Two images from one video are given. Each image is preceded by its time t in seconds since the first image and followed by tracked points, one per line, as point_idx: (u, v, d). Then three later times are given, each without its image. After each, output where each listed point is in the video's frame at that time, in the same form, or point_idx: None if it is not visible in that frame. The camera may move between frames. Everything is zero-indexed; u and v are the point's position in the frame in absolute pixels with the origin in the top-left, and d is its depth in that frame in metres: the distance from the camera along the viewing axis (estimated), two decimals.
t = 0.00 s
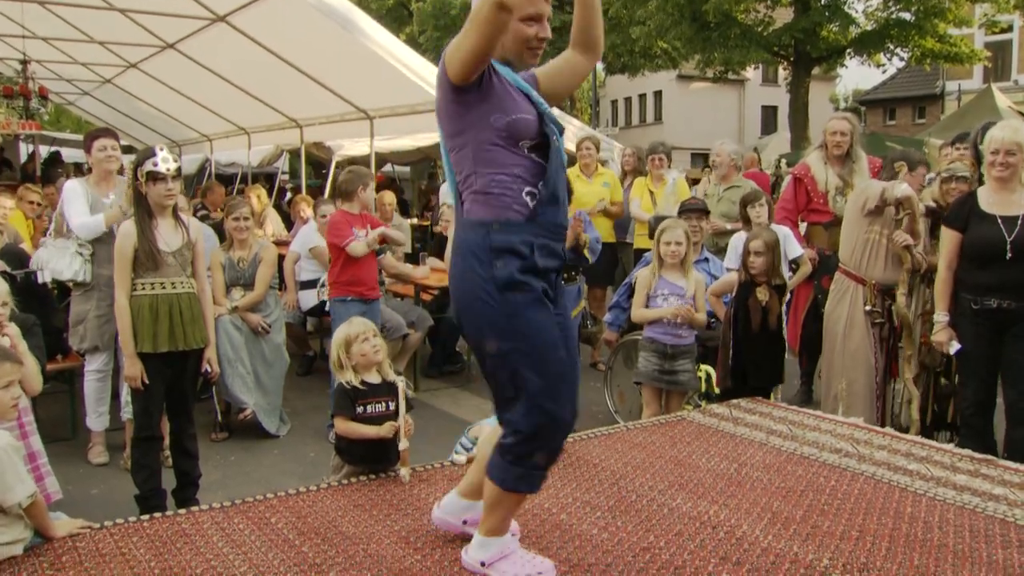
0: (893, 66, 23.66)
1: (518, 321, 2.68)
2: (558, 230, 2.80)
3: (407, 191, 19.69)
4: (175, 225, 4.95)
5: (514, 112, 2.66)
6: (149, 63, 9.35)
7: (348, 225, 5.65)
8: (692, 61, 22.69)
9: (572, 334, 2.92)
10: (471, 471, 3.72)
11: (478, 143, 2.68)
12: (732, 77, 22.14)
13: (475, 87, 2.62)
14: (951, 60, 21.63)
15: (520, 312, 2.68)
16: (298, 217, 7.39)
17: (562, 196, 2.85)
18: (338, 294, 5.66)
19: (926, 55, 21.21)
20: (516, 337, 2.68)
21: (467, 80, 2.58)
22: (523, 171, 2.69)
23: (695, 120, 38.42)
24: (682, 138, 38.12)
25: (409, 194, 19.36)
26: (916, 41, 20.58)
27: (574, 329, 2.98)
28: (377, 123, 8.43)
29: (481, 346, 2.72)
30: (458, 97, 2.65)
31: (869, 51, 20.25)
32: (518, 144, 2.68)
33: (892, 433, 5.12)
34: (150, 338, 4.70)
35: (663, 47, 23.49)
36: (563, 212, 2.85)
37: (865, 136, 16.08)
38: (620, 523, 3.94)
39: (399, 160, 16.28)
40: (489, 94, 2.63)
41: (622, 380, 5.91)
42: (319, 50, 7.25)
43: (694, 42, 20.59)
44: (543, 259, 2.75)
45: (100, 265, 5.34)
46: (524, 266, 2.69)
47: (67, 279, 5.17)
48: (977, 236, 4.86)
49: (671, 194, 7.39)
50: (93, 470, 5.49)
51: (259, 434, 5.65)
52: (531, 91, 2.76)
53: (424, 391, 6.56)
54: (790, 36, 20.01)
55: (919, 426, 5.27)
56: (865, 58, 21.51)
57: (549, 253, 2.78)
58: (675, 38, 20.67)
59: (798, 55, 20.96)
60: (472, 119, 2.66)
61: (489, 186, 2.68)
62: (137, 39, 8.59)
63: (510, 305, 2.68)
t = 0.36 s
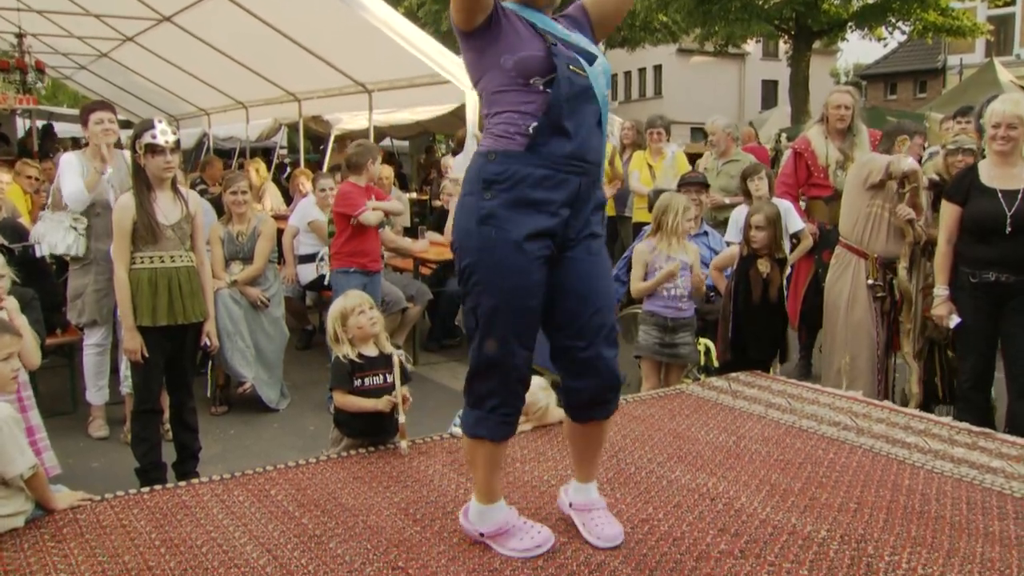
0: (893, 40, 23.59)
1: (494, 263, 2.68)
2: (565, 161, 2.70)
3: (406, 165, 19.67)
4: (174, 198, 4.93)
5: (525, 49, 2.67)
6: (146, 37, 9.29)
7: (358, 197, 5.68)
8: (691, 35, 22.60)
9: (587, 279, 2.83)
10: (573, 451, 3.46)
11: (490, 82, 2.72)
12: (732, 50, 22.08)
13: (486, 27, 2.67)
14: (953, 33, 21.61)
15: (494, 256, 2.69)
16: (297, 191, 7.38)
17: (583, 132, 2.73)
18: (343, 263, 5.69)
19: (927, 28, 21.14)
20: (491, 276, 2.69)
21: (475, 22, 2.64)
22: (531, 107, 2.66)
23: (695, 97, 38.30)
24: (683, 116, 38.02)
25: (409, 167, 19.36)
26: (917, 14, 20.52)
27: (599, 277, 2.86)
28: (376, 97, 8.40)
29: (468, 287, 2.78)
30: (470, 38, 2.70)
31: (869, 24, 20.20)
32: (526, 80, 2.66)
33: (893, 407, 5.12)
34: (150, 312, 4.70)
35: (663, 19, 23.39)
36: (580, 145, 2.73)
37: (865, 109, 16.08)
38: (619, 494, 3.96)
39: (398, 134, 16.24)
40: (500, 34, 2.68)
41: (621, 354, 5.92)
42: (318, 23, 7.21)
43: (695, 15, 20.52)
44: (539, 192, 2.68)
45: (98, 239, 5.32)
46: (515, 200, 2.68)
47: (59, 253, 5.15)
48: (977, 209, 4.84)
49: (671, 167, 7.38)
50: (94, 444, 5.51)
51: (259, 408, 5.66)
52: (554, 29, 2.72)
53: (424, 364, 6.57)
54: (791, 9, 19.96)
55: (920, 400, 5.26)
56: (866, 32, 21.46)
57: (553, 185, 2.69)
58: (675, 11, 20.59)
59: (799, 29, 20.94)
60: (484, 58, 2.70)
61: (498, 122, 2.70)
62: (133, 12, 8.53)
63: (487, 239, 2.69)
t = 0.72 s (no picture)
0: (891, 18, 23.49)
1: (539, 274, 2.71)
2: (581, 186, 2.70)
3: (403, 142, 19.63)
4: (168, 173, 4.90)
5: (526, 74, 2.62)
6: (139, 12, 9.22)
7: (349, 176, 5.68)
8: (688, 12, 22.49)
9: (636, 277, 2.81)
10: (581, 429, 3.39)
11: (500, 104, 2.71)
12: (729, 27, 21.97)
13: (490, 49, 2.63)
14: (951, 10, 21.59)
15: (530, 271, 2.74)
16: (292, 168, 7.34)
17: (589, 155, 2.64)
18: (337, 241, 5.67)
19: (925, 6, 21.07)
20: (536, 287, 2.71)
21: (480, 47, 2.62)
22: (529, 135, 2.66)
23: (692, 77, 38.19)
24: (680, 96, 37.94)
25: (405, 144, 19.32)
26: None
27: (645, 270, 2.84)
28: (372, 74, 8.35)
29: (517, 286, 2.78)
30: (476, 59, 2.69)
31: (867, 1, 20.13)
32: (524, 107, 2.64)
33: (887, 383, 5.13)
34: (144, 288, 4.69)
35: None
36: (595, 166, 2.67)
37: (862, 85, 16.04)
38: (615, 469, 3.97)
39: (394, 111, 16.18)
40: (504, 56, 2.64)
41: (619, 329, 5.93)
42: None
43: None
44: (558, 216, 2.71)
45: (93, 216, 5.33)
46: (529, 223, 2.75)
47: (60, 231, 5.13)
48: (978, 184, 4.83)
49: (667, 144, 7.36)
50: (91, 421, 5.50)
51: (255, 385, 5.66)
52: (557, 45, 2.60)
53: (420, 341, 6.57)
54: None
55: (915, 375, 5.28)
56: (863, 9, 21.38)
57: (568, 209, 2.71)
58: None
59: (797, 5, 20.92)
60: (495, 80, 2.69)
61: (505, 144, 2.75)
62: None
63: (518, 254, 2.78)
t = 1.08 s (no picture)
0: (887, 16, 23.52)
1: (562, 262, 2.63)
2: (606, 147, 2.66)
3: (399, 140, 19.65)
4: (163, 172, 4.89)
5: (556, 28, 2.57)
6: (135, 10, 9.20)
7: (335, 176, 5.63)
8: (685, 10, 22.46)
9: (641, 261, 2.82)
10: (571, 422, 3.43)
11: (524, 62, 2.64)
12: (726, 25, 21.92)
13: None
14: (946, 8, 21.68)
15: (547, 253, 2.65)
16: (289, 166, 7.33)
17: (614, 114, 2.64)
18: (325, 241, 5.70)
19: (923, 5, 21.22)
20: (554, 277, 2.66)
21: None
22: (560, 91, 2.60)
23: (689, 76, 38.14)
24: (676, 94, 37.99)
25: (402, 142, 19.34)
26: None
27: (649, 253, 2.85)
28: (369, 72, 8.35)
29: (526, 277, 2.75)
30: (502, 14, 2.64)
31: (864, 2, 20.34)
32: (555, 61, 2.59)
33: (884, 381, 5.15)
34: (140, 286, 4.69)
35: None
36: (618, 128, 2.67)
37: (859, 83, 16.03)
38: (612, 467, 3.97)
39: (391, 109, 16.18)
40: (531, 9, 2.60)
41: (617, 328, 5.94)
42: None
43: None
44: (580, 181, 2.65)
45: (89, 214, 5.29)
46: (556, 190, 2.65)
47: (50, 228, 5.13)
48: (988, 186, 4.83)
49: (664, 142, 7.36)
50: (88, 419, 5.51)
51: (252, 385, 5.66)
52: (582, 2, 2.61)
53: (417, 339, 6.57)
54: None
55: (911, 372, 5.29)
56: (860, 7, 21.46)
57: (593, 174, 2.66)
58: None
59: (793, 3, 20.97)
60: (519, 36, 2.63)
61: (530, 105, 2.66)
62: None
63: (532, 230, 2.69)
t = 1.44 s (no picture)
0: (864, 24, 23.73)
1: (537, 292, 2.63)
2: (582, 173, 2.66)
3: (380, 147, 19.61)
4: (140, 180, 4.86)
5: (529, 45, 2.57)
6: (113, 17, 9.15)
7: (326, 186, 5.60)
8: (664, 17, 22.57)
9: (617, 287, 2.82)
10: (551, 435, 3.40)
11: (494, 78, 2.64)
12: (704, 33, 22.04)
13: (490, 16, 2.57)
14: (923, 16, 21.90)
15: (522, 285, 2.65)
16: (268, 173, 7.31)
17: (588, 138, 2.66)
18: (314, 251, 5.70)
19: (899, 13, 21.48)
20: (533, 303, 2.64)
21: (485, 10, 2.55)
22: (532, 108, 2.61)
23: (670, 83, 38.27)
24: (658, 100, 38.11)
25: (382, 149, 19.29)
26: None
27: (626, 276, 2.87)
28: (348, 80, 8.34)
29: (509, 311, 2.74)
30: (472, 27, 2.61)
31: (841, 8, 20.55)
32: (528, 80, 2.60)
33: (859, 387, 5.17)
34: (117, 296, 4.66)
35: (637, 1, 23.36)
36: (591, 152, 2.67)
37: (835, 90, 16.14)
38: (591, 474, 3.97)
39: (371, 116, 16.16)
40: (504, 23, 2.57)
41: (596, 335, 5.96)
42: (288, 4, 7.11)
43: None
44: (553, 208, 2.65)
45: (66, 222, 5.26)
46: (528, 218, 2.65)
47: (32, 238, 5.06)
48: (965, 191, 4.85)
49: (643, 150, 7.40)
50: (64, 429, 5.46)
51: (231, 394, 5.62)
52: (558, 22, 2.63)
53: (397, 347, 6.55)
54: None
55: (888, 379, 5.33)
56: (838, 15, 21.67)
57: (568, 200, 2.66)
58: None
59: (772, 10, 21.12)
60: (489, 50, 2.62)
61: (501, 121, 2.66)
62: None
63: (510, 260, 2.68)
